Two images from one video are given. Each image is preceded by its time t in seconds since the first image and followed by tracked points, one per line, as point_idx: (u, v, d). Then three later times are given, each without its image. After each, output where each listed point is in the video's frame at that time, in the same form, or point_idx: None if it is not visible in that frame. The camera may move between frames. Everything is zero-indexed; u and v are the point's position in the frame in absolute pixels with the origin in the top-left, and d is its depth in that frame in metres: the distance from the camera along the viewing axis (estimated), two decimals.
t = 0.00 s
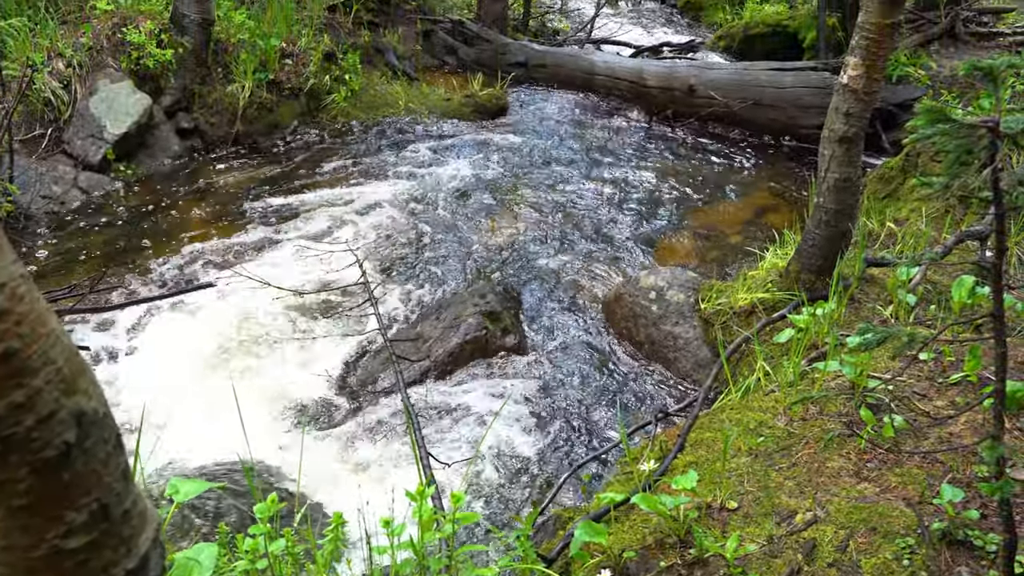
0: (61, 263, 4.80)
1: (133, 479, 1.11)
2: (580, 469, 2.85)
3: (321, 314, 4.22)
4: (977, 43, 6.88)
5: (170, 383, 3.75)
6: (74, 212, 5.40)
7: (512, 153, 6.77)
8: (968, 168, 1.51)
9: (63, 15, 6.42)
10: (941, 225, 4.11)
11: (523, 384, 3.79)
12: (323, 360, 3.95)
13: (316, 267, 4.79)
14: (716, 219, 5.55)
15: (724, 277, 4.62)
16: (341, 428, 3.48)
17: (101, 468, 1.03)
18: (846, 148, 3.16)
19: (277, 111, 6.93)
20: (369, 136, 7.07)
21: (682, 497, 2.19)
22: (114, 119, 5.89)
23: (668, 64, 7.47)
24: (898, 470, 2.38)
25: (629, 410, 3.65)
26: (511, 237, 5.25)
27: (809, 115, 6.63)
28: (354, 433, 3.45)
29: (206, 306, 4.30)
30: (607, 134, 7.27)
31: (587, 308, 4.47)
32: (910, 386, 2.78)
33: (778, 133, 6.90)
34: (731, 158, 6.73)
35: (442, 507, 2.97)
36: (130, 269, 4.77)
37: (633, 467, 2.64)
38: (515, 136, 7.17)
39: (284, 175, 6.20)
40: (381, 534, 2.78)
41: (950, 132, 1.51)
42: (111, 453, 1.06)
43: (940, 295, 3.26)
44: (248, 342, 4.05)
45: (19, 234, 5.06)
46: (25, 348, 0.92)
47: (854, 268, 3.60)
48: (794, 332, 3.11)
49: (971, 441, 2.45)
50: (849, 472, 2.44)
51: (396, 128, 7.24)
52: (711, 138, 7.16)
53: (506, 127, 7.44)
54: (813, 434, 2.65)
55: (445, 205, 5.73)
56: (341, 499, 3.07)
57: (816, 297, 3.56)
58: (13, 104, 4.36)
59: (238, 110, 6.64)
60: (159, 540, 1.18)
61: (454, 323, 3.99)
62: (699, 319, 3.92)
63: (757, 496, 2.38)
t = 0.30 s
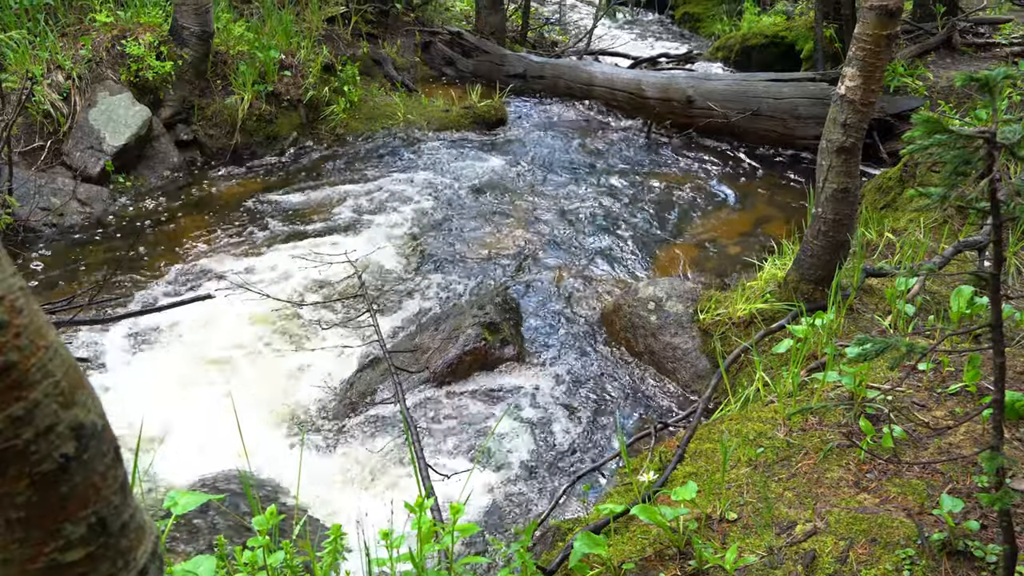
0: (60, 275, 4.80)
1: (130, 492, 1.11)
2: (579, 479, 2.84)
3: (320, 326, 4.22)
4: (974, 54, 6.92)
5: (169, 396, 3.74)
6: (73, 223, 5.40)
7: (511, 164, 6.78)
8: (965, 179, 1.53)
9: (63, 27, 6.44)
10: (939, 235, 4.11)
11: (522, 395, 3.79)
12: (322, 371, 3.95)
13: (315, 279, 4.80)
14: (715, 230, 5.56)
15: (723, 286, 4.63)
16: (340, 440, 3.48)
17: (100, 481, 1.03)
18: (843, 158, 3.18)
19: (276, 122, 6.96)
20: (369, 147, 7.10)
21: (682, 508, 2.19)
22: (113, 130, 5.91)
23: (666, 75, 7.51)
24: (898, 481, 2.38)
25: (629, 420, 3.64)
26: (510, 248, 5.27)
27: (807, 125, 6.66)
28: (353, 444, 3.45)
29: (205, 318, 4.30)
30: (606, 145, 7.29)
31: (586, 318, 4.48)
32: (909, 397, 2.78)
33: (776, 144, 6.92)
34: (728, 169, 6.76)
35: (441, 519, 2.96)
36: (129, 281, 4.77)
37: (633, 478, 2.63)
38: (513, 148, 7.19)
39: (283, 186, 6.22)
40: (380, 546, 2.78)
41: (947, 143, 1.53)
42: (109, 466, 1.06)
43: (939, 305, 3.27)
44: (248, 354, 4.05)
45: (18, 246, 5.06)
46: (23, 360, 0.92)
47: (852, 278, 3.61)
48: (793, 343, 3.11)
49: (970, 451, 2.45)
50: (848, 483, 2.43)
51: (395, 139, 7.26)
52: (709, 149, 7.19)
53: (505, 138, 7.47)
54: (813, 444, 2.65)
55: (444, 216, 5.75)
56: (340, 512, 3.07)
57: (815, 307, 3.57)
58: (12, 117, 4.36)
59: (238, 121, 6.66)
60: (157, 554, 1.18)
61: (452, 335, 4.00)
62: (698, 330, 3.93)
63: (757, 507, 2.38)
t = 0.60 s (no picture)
0: (60, 288, 4.80)
1: (129, 506, 1.13)
2: (579, 491, 2.84)
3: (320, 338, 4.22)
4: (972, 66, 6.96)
5: (169, 408, 3.73)
6: (74, 237, 5.41)
7: (511, 177, 6.80)
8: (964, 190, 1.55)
9: (64, 41, 6.47)
10: (938, 246, 4.12)
11: (522, 407, 3.78)
12: (321, 384, 3.94)
13: (315, 291, 4.80)
14: (715, 241, 5.57)
15: (723, 298, 4.64)
16: (340, 453, 3.47)
17: (100, 496, 1.05)
18: (842, 170, 3.19)
19: (276, 135, 6.98)
20: (369, 160, 7.12)
21: (682, 521, 2.18)
22: (113, 144, 5.92)
23: (665, 87, 7.55)
24: (899, 494, 2.38)
25: (629, 432, 3.64)
26: (510, 260, 5.27)
27: (805, 137, 6.69)
28: (353, 457, 3.44)
29: (205, 331, 4.30)
30: (605, 158, 7.31)
31: (586, 330, 4.48)
32: (909, 408, 2.78)
33: (774, 156, 6.94)
34: (728, 181, 6.78)
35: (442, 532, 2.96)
36: (129, 293, 4.77)
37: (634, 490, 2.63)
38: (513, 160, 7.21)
39: (284, 199, 6.24)
40: (380, 559, 2.76)
41: (945, 156, 1.55)
42: (109, 480, 1.07)
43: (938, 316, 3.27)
44: (248, 366, 4.05)
45: (18, 259, 5.07)
46: (24, 375, 0.94)
47: (852, 289, 3.62)
48: (793, 354, 3.12)
49: (971, 463, 2.45)
50: (850, 495, 2.43)
51: (395, 152, 7.28)
52: (708, 161, 7.21)
53: (505, 150, 7.50)
54: (813, 456, 2.64)
55: (444, 228, 5.76)
56: (340, 525, 3.06)
57: (814, 319, 3.57)
58: (13, 131, 4.38)
59: (238, 134, 6.68)
60: (156, 569, 1.19)
61: (452, 347, 3.99)
62: (699, 342, 3.93)
63: (758, 519, 2.37)
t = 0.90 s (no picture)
0: (60, 302, 4.81)
1: (130, 520, 1.13)
2: (581, 504, 2.83)
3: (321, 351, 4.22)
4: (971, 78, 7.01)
5: (169, 422, 3.73)
6: (75, 251, 5.41)
7: (512, 190, 6.82)
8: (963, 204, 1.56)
9: (66, 55, 6.49)
10: (939, 258, 4.13)
11: (523, 421, 3.78)
12: (322, 397, 3.94)
13: (317, 304, 4.81)
14: (715, 254, 5.58)
15: (724, 310, 4.64)
16: (341, 466, 3.47)
17: (100, 510, 1.06)
18: (842, 183, 3.20)
19: (278, 149, 7.01)
20: (371, 174, 7.15)
21: (683, 534, 2.18)
22: (115, 157, 5.93)
23: (665, 100, 7.58)
24: (902, 506, 2.37)
25: (630, 445, 3.63)
26: (511, 273, 5.28)
27: (805, 150, 6.71)
28: (353, 471, 3.43)
29: (207, 344, 4.30)
30: (605, 171, 7.34)
31: (587, 343, 4.48)
32: (910, 421, 2.77)
33: (775, 169, 6.97)
34: (727, 194, 6.80)
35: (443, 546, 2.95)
36: (130, 307, 4.78)
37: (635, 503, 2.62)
38: (514, 174, 7.23)
39: (285, 212, 6.26)
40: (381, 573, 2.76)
41: (945, 169, 1.56)
42: (109, 494, 1.08)
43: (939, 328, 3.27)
44: (249, 380, 4.05)
45: (19, 273, 5.08)
46: (25, 389, 0.95)
47: (853, 301, 3.62)
48: (794, 367, 3.11)
49: (973, 476, 2.44)
50: (852, 508, 2.42)
51: (396, 166, 7.32)
52: (708, 174, 7.24)
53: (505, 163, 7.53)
54: (816, 469, 2.64)
55: (445, 241, 5.77)
56: (341, 538, 3.05)
57: (816, 331, 3.58)
58: (15, 145, 4.40)
59: (240, 147, 6.71)
60: None
61: (453, 360, 3.99)
62: (699, 354, 3.94)
63: (759, 533, 2.36)
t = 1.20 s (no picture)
0: (62, 315, 4.80)
1: (132, 533, 1.14)
2: (582, 517, 2.82)
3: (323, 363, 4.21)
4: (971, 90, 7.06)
5: (170, 434, 3.72)
6: (76, 264, 5.41)
7: (513, 202, 6.84)
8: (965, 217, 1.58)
9: (69, 69, 6.51)
10: (940, 270, 4.14)
11: (525, 433, 3.77)
12: (324, 410, 3.94)
13: (318, 317, 4.82)
14: (717, 266, 5.59)
15: (725, 322, 4.65)
16: (342, 478, 3.46)
17: (102, 524, 1.07)
18: (844, 195, 3.21)
19: (279, 162, 7.04)
20: (373, 187, 7.18)
21: (686, 547, 2.17)
22: (117, 170, 5.95)
23: (666, 112, 7.61)
24: (904, 519, 2.36)
25: (632, 457, 3.62)
26: (513, 286, 5.29)
27: (806, 161, 6.73)
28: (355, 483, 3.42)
29: (209, 357, 4.30)
30: (606, 183, 7.36)
31: (589, 355, 4.48)
32: (913, 433, 2.77)
33: (776, 181, 6.99)
34: (729, 206, 6.82)
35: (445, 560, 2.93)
36: (132, 320, 4.78)
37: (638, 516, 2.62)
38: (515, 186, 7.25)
39: (287, 224, 6.28)
40: None
41: (946, 180, 1.57)
42: (111, 508, 1.09)
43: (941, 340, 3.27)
44: (250, 392, 4.05)
45: (20, 286, 5.07)
46: (27, 402, 0.96)
47: (855, 313, 3.62)
48: (796, 378, 3.11)
49: (977, 488, 2.43)
50: (855, 520, 2.41)
51: (398, 178, 7.35)
52: (709, 187, 7.26)
53: (507, 176, 7.55)
54: (818, 481, 2.63)
55: (447, 254, 5.79)
56: (343, 552, 3.04)
57: (817, 343, 3.58)
58: (18, 159, 4.41)
59: (241, 160, 6.74)
60: None
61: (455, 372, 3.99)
62: (701, 366, 3.94)
63: (762, 545, 2.35)
